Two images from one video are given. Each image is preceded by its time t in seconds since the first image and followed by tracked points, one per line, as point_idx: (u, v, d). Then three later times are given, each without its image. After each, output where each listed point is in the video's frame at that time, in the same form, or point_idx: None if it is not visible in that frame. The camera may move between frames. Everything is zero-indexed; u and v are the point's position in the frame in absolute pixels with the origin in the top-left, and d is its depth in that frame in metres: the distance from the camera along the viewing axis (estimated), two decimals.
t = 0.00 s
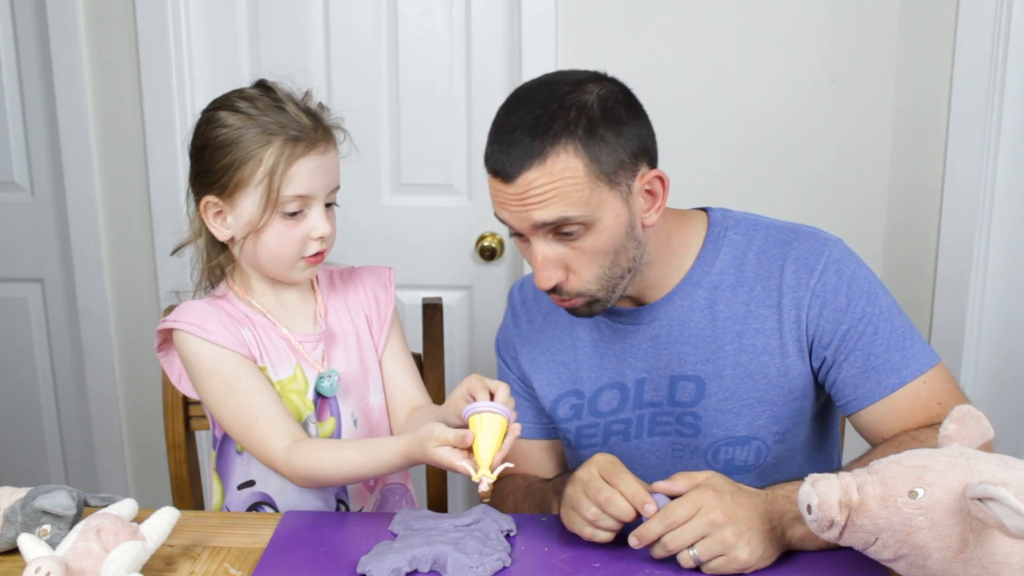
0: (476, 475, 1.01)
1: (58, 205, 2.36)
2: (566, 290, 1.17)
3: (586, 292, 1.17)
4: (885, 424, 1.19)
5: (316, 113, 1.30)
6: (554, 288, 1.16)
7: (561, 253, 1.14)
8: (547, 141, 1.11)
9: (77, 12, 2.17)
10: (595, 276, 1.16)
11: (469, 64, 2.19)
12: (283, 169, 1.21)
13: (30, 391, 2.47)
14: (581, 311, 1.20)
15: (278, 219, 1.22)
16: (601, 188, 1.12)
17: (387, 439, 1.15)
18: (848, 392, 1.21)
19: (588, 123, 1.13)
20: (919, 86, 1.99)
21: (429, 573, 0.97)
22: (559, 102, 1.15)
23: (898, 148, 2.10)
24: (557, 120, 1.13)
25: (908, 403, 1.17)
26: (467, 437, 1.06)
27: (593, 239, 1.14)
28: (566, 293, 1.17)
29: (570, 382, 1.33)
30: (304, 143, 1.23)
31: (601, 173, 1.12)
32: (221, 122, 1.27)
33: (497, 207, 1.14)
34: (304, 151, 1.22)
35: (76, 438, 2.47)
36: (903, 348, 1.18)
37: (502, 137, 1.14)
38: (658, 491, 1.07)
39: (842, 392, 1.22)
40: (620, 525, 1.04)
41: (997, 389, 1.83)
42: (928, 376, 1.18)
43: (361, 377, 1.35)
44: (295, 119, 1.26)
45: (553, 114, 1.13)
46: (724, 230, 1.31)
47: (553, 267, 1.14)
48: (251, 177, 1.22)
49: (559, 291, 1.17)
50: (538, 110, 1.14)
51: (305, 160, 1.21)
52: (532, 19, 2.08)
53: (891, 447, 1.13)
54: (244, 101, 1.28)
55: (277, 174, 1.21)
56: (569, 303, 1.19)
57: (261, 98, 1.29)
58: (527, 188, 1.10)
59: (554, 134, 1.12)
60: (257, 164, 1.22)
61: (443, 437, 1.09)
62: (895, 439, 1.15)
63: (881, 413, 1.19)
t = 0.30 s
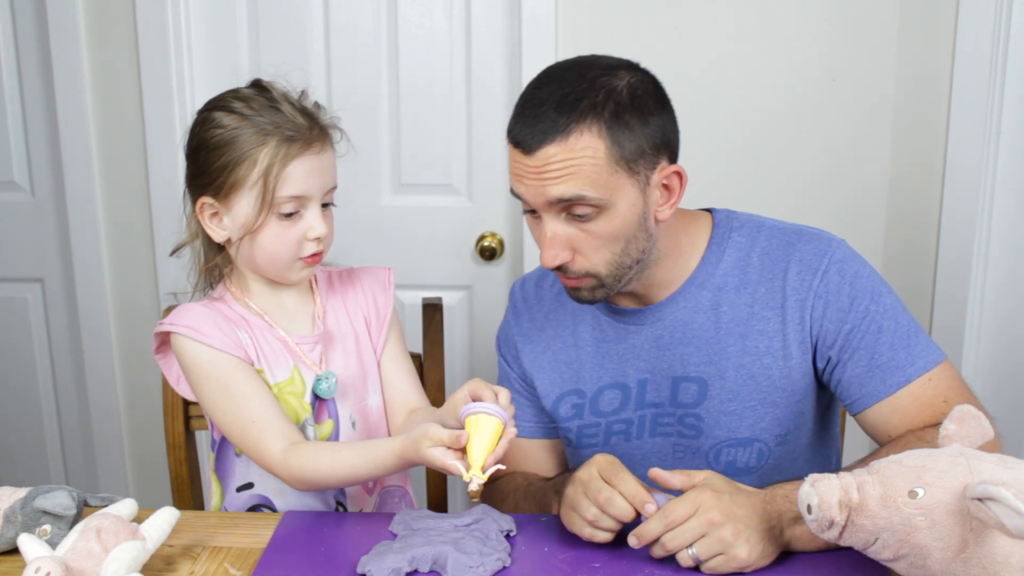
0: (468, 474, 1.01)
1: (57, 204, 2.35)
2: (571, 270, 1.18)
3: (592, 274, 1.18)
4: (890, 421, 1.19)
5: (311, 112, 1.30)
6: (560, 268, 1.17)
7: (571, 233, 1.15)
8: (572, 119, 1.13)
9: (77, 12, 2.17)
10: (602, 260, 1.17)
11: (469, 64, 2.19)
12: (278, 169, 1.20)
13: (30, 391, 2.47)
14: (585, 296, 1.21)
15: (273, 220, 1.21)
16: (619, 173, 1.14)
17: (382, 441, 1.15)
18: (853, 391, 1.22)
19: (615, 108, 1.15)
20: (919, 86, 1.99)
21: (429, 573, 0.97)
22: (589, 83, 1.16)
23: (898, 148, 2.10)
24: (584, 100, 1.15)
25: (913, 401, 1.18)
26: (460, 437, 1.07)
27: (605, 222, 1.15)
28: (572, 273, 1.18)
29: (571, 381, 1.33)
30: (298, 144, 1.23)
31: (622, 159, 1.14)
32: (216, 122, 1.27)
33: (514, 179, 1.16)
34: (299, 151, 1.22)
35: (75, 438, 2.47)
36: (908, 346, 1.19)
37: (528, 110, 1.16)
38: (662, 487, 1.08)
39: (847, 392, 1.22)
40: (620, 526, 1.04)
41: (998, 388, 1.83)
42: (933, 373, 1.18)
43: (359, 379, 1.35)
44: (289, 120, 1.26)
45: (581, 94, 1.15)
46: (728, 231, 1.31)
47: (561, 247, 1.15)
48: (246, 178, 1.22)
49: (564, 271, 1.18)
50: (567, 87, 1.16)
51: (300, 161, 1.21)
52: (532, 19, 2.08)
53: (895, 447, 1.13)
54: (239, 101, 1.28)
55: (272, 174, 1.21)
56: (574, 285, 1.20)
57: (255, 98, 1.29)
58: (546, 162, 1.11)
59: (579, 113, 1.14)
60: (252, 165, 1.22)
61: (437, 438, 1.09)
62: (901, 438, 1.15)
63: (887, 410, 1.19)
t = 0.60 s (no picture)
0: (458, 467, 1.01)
1: (57, 205, 2.35)
2: (606, 246, 1.17)
3: (626, 253, 1.18)
4: (902, 426, 1.19)
5: (309, 112, 1.30)
6: (596, 241, 1.17)
7: (614, 207, 1.15)
8: (638, 91, 1.14)
9: (77, 13, 2.17)
10: (639, 240, 1.17)
11: (469, 64, 2.19)
12: (278, 169, 1.21)
13: (30, 391, 2.47)
14: (614, 278, 1.20)
15: (273, 220, 1.21)
16: (675, 154, 1.15)
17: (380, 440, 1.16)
18: (866, 396, 1.22)
19: (682, 88, 1.16)
20: (919, 86, 1.99)
21: (429, 573, 0.97)
22: (661, 60, 1.18)
23: (898, 148, 2.10)
24: (653, 75, 1.16)
25: (925, 406, 1.18)
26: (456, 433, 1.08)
27: (651, 201, 1.15)
28: (606, 249, 1.17)
29: (586, 379, 1.32)
30: (297, 144, 1.23)
31: (680, 141, 1.15)
32: (215, 123, 1.27)
33: (567, 142, 1.16)
34: (297, 151, 1.22)
35: (75, 438, 2.46)
36: (923, 351, 1.19)
37: (595, 77, 1.17)
38: (657, 492, 1.07)
39: (861, 396, 1.23)
40: (622, 527, 1.04)
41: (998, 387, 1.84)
42: (948, 381, 1.18)
43: (360, 379, 1.35)
44: (287, 120, 1.26)
45: (651, 69, 1.16)
46: (750, 234, 1.32)
47: (601, 219, 1.15)
48: (245, 178, 1.22)
49: (599, 246, 1.17)
50: (638, 60, 1.17)
51: (299, 161, 1.21)
52: (532, 20, 2.08)
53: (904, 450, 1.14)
54: (238, 102, 1.28)
55: (271, 175, 1.21)
56: (606, 263, 1.19)
57: (254, 99, 1.29)
58: (605, 128, 1.12)
59: (646, 87, 1.15)
60: (251, 166, 1.22)
61: (435, 435, 1.09)
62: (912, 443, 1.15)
63: (898, 416, 1.19)
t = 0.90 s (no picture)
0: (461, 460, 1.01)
1: (57, 205, 2.35)
2: (627, 247, 1.19)
3: (646, 256, 1.19)
4: (908, 426, 1.19)
5: (310, 112, 1.30)
6: (616, 242, 1.18)
7: (638, 210, 1.17)
8: (676, 97, 1.15)
9: (77, 12, 2.17)
10: (660, 245, 1.19)
11: (469, 64, 2.19)
12: (279, 167, 1.21)
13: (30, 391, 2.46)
14: (631, 280, 1.22)
15: (273, 219, 1.21)
16: (705, 165, 1.16)
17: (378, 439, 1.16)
18: (874, 396, 1.22)
19: (721, 99, 1.18)
20: (919, 86, 1.99)
21: (429, 573, 0.97)
22: (702, 68, 1.19)
23: (898, 148, 2.10)
24: (693, 82, 1.17)
25: (932, 407, 1.18)
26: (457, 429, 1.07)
27: (676, 208, 1.17)
28: (625, 250, 1.19)
29: (598, 383, 1.32)
30: (298, 143, 1.23)
31: (712, 152, 1.16)
32: (216, 122, 1.27)
33: (599, 139, 1.17)
34: (297, 150, 1.22)
35: (75, 438, 2.47)
36: (930, 352, 1.20)
37: (635, 77, 1.18)
38: (658, 495, 1.07)
39: (868, 397, 1.23)
40: (624, 529, 1.04)
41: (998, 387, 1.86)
42: (955, 381, 1.19)
43: (360, 380, 1.35)
44: (288, 119, 1.26)
45: (693, 76, 1.17)
46: (765, 237, 1.32)
47: (623, 220, 1.17)
48: (246, 177, 1.22)
49: (619, 246, 1.19)
50: (681, 64, 1.18)
51: (299, 160, 1.21)
52: (531, 20, 2.08)
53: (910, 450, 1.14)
54: (239, 101, 1.28)
55: (271, 173, 1.21)
56: (624, 264, 1.21)
57: (255, 98, 1.29)
58: (639, 129, 1.14)
59: (685, 93, 1.16)
60: (251, 164, 1.22)
61: (436, 430, 1.09)
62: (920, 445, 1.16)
63: (906, 416, 1.19)
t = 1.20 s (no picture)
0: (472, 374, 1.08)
1: (57, 205, 2.35)
2: (629, 246, 1.19)
3: (649, 255, 1.19)
4: (909, 427, 1.19)
5: (309, 107, 1.30)
6: (619, 241, 1.19)
7: (640, 209, 1.17)
8: (681, 96, 1.15)
9: (77, 13, 2.17)
10: (662, 244, 1.19)
11: (470, 64, 2.19)
12: (275, 162, 1.20)
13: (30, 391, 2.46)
14: (633, 278, 1.22)
15: (272, 211, 1.21)
16: (709, 164, 1.16)
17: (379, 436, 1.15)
18: (874, 397, 1.22)
19: (725, 99, 1.18)
20: (919, 86, 1.99)
21: (429, 573, 0.97)
22: (708, 67, 1.19)
23: (898, 149, 2.10)
24: (697, 82, 1.17)
25: (933, 408, 1.18)
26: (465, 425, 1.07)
27: (679, 208, 1.17)
28: (628, 249, 1.19)
29: (598, 382, 1.32)
30: (295, 135, 1.22)
31: (715, 151, 1.16)
32: (217, 118, 1.28)
33: (604, 139, 1.17)
34: (295, 142, 1.22)
35: (76, 438, 2.47)
36: (931, 352, 1.19)
37: (639, 76, 1.18)
38: (658, 495, 1.07)
39: (868, 398, 1.23)
40: (624, 530, 1.03)
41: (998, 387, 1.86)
42: (956, 382, 1.18)
43: (360, 380, 1.35)
44: (289, 113, 1.26)
45: (697, 76, 1.17)
46: (766, 238, 1.32)
47: (626, 219, 1.17)
48: (244, 171, 1.22)
49: (622, 245, 1.19)
50: (685, 64, 1.18)
51: (296, 152, 1.21)
52: (532, 20, 2.08)
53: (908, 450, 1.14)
54: (240, 98, 1.29)
55: (269, 164, 1.21)
56: (627, 263, 1.21)
57: (256, 95, 1.30)
58: (643, 128, 1.13)
59: (690, 93, 1.16)
60: (248, 158, 1.22)
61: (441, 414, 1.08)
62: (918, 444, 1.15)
63: (907, 417, 1.19)
